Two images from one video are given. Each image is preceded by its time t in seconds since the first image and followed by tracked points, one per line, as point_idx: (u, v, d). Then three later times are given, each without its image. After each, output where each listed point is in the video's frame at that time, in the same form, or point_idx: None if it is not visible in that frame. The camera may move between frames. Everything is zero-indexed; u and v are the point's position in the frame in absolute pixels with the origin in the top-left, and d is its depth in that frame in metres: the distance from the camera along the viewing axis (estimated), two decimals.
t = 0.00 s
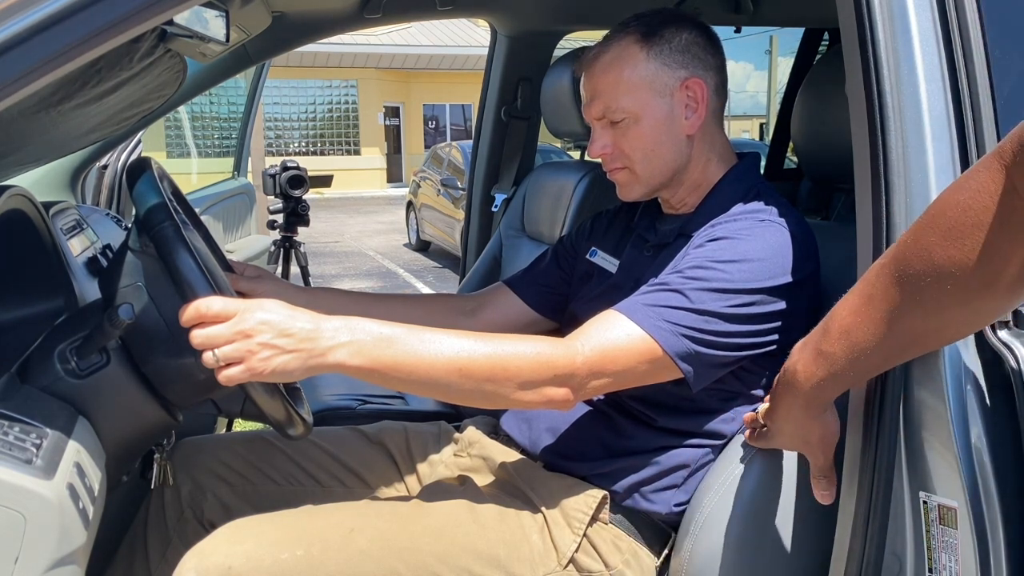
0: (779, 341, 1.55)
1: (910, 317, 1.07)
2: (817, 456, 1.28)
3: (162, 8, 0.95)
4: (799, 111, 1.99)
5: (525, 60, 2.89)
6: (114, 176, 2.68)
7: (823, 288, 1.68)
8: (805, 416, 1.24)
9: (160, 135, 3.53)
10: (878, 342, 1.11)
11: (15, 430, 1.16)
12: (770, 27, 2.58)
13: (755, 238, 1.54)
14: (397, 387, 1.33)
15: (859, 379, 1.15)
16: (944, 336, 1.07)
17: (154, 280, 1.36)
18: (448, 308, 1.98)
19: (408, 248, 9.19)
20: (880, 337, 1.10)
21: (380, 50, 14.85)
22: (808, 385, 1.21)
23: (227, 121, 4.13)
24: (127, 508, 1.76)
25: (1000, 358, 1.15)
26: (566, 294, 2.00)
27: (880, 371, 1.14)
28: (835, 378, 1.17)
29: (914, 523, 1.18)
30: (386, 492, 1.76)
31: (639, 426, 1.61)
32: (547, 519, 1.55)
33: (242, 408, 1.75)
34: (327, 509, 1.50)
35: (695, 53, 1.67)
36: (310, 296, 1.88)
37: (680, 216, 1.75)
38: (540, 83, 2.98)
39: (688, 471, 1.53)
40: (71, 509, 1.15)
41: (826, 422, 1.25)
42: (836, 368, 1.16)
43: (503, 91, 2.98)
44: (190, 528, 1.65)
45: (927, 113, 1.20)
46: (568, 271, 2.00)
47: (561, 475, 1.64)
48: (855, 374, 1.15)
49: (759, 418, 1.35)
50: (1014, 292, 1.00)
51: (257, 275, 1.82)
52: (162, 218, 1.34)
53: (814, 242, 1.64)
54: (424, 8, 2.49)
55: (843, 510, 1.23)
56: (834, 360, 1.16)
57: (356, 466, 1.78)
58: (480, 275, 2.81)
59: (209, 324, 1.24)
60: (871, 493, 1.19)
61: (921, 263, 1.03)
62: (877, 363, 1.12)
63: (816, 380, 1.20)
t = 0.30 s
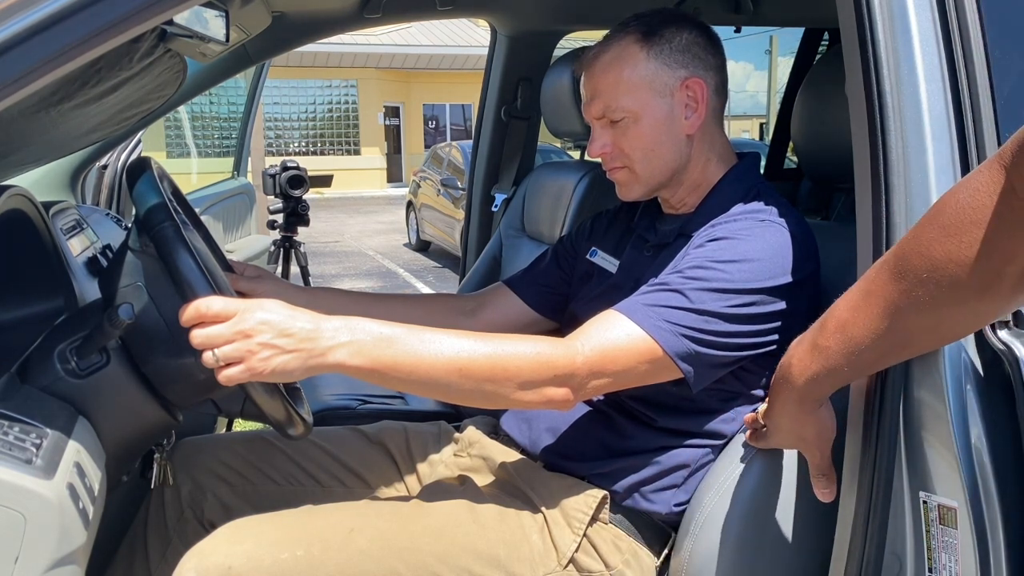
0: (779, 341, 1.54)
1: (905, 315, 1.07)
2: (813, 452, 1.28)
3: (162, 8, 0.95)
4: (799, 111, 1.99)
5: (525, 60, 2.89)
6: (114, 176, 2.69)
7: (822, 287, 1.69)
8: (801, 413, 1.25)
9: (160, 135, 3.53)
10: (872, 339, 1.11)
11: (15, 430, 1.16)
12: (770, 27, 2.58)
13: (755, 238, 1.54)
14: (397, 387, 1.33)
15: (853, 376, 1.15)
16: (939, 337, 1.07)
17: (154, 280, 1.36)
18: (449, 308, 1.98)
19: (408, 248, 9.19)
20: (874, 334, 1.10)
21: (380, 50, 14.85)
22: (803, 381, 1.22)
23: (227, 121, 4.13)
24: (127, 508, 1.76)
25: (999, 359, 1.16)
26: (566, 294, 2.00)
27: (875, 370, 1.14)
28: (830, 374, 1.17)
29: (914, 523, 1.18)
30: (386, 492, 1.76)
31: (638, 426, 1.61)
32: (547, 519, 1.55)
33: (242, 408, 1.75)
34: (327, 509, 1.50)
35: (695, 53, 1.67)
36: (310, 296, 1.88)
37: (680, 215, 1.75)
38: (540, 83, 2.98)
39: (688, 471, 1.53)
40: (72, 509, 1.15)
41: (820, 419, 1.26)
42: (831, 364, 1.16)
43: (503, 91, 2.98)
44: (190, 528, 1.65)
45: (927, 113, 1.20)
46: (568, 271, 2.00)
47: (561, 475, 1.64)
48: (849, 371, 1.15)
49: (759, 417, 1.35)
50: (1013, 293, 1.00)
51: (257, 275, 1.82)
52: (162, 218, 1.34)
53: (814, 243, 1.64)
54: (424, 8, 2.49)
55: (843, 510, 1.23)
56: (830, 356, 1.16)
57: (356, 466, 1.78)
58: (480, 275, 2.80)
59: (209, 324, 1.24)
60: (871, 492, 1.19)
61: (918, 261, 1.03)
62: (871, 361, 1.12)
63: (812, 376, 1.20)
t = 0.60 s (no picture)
0: (779, 341, 1.54)
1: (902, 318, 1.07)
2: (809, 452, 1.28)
3: (162, 8, 0.95)
4: (799, 111, 1.99)
5: (525, 60, 2.89)
6: (114, 176, 2.69)
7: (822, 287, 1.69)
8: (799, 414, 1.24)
9: (160, 135, 3.53)
10: (870, 342, 1.11)
11: (15, 430, 1.16)
12: (770, 27, 2.58)
13: (755, 238, 1.54)
14: (397, 387, 1.33)
15: (851, 379, 1.15)
16: (936, 339, 1.07)
17: (154, 280, 1.36)
18: (449, 308, 1.98)
19: (408, 248, 9.19)
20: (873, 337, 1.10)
21: (380, 50, 14.85)
22: (801, 382, 1.22)
23: (227, 121, 4.13)
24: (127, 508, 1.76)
25: (1000, 359, 1.15)
26: (566, 294, 2.00)
27: (873, 373, 1.14)
28: (828, 376, 1.17)
29: (914, 522, 1.18)
30: (386, 492, 1.76)
31: (639, 426, 1.61)
32: (547, 519, 1.55)
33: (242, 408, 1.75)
34: (327, 509, 1.50)
35: (695, 53, 1.67)
36: (310, 296, 1.88)
37: (680, 216, 1.75)
38: (540, 83, 2.98)
39: (688, 470, 1.53)
40: (72, 509, 1.15)
41: (817, 420, 1.26)
42: (828, 365, 1.16)
43: (503, 91, 2.98)
44: (190, 528, 1.65)
45: (927, 113, 1.20)
46: (568, 271, 2.00)
47: (561, 475, 1.64)
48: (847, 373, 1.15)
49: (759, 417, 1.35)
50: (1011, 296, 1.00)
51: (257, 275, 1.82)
52: (162, 218, 1.34)
53: (814, 243, 1.64)
54: (424, 8, 2.49)
55: (843, 510, 1.23)
56: (828, 357, 1.16)
57: (356, 466, 1.78)
58: (480, 274, 2.80)
59: (209, 324, 1.24)
60: (871, 492, 1.18)
61: (916, 262, 1.03)
62: (869, 363, 1.12)
63: (810, 377, 1.20)
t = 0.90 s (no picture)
0: (779, 341, 1.54)
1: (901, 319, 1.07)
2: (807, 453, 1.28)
3: (162, 8, 0.95)
4: (799, 111, 1.99)
5: (525, 60, 2.89)
6: (114, 176, 2.69)
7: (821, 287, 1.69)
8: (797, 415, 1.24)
9: (161, 135, 3.53)
10: (869, 343, 1.11)
11: (15, 430, 1.16)
12: (770, 27, 2.58)
13: (755, 238, 1.54)
14: (397, 387, 1.33)
15: (850, 380, 1.15)
16: (935, 340, 1.07)
17: (154, 280, 1.36)
18: (449, 308, 1.98)
19: (408, 248, 9.19)
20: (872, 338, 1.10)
21: (380, 50, 14.85)
22: (800, 383, 1.22)
23: (227, 121, 4.13)
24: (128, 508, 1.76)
25: (1000, 359, 1.15)
26: (566, 294, 2.00)
27: (872, 373, 1.14)
28: (828, 377, 1.17)
29: (914, 522, 1.18)
30: (386, 492, 1.76)
31: (638, 426, 1.61)
32: (547, 519, 1.55)
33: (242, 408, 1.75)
34: (327, 509, 1.50)
35: (695, 53, 1.67)
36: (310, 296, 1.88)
37: (680, 216, 1.75)
38: (540, 83, 2.98)
39: (688, 471, 1.53)
40: (71, 509, 1.15)
41: (816, 421, 1.26)
42: (827, 365, 1.16)
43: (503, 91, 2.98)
44: (190, 528, 1.65)
45: (927, 113, 1.20)
46: (568, 271, 2.00)
47: (561, 475, 1.64)
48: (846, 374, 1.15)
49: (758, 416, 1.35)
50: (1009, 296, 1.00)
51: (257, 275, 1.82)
52: (162, 218, 1.34)
53: (814, 242, 1.64)
54: (424, 8, 2.49)
55: (843, 510, 1.23)
56: (827, 358, 1.16)
57: (356, 466, 1.78)
58: (480, 275, 2.80)
59: (209, 324, 1.24)
60: (871, 491, 1.18)
61: (915, 262, 1.03)
62: (868, 363, 1.12)
63: (809, 378, 1.20)
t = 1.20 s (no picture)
0: (780, 341, 1.54)
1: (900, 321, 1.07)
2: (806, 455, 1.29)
3: (162, 8, 0.95)
4: (799, 111, 1.99)
5: (525, 60, 2.89)
6: (114, 176, 2.69)
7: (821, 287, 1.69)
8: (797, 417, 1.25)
9: (160, 135, 3.53)
10: (868, 345, 1.11)
11: (15, 430, 1.16)
12: (770, 27, 2.58)
13: (755, 238, 1.54)
14: (397, 387, 1.33)
15: (849, 382, 1.16)
16: (935, 341, 1.07)
17: (154, 280, 1.36)
18: (449, 308, 1.98)
19: (408, 248, 9.19)
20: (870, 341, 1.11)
21: (380, 50, 14.85)
22: (800, 385, 1.22)
23: (227, 121, 4.13)
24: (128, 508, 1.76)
25: (1000, 359, 1.15)
26: (566, 294, 2.00)
27: (872, 375, 1.14)
28: (826, 379, 1.17)
29: (914, 522, 1.18)
30: (386, 492, 1.76)
31: (639, 426, 1.61)
32: (547, 519, 1.55)
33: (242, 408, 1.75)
34: (327, 509, 1.50)
35: (699, 52, 1.67)
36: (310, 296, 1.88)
37: (680, 215, 1.75)
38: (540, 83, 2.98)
39: (688, 471, 1.53)
40: (72, 509, 1.15)
41: (817, 422, 1.26)
42: (827, 367, 1.16)
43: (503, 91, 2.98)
44: (190, 528, 1.65)
45: (927, 113, 1.20)
46: (568, 271, 2.00)
47: (561, 475, 1.64)
48: (846, 376, 1.15)
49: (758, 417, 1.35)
50: (1008, 297, 0.99)
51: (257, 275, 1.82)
52: (162, 218, 1.34)
53: (815, 242, 1.64)
54: (424, 8, 2.49)
55: (843, 510, 1.23)
56: (826, 359, 1.17)
57: (356, 466, 1.78)
58: (480, 275, 2.80)
59: (209, 324, 1.24)
60: (871, 491, 1.18)
61: (914, 264, 1.03)
62: (869, 365, 1.12)
63: (809, 379, 1.20)
